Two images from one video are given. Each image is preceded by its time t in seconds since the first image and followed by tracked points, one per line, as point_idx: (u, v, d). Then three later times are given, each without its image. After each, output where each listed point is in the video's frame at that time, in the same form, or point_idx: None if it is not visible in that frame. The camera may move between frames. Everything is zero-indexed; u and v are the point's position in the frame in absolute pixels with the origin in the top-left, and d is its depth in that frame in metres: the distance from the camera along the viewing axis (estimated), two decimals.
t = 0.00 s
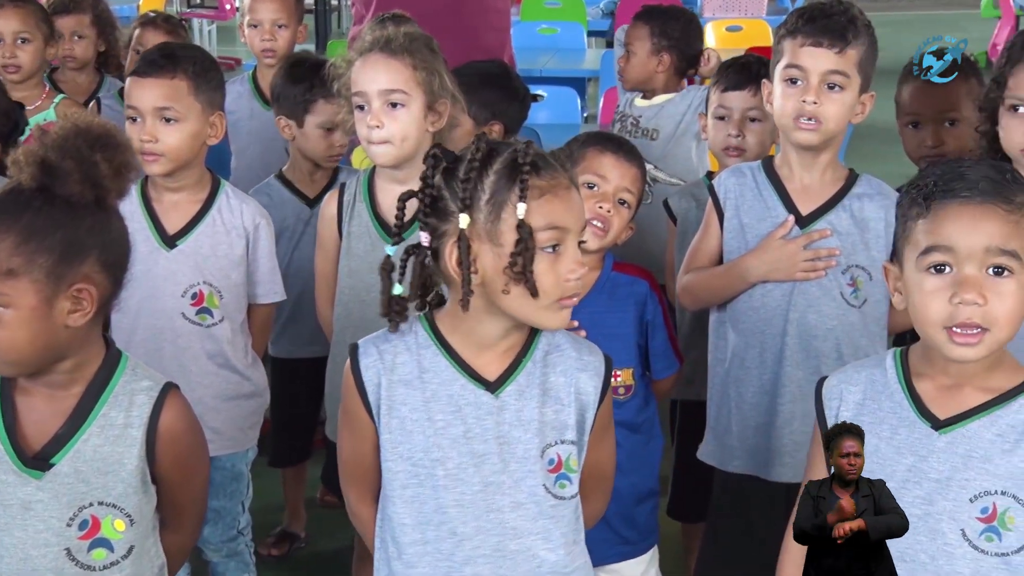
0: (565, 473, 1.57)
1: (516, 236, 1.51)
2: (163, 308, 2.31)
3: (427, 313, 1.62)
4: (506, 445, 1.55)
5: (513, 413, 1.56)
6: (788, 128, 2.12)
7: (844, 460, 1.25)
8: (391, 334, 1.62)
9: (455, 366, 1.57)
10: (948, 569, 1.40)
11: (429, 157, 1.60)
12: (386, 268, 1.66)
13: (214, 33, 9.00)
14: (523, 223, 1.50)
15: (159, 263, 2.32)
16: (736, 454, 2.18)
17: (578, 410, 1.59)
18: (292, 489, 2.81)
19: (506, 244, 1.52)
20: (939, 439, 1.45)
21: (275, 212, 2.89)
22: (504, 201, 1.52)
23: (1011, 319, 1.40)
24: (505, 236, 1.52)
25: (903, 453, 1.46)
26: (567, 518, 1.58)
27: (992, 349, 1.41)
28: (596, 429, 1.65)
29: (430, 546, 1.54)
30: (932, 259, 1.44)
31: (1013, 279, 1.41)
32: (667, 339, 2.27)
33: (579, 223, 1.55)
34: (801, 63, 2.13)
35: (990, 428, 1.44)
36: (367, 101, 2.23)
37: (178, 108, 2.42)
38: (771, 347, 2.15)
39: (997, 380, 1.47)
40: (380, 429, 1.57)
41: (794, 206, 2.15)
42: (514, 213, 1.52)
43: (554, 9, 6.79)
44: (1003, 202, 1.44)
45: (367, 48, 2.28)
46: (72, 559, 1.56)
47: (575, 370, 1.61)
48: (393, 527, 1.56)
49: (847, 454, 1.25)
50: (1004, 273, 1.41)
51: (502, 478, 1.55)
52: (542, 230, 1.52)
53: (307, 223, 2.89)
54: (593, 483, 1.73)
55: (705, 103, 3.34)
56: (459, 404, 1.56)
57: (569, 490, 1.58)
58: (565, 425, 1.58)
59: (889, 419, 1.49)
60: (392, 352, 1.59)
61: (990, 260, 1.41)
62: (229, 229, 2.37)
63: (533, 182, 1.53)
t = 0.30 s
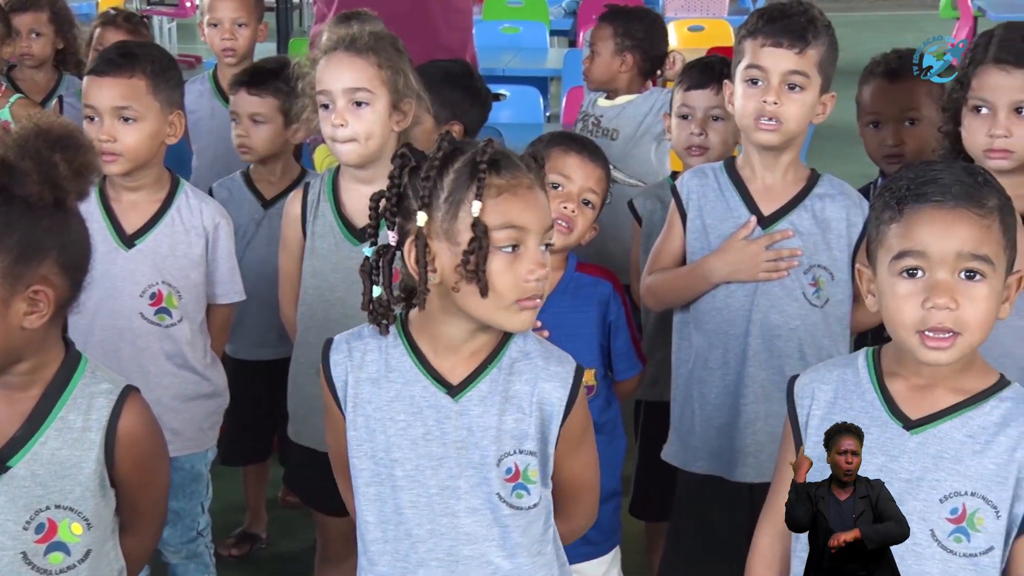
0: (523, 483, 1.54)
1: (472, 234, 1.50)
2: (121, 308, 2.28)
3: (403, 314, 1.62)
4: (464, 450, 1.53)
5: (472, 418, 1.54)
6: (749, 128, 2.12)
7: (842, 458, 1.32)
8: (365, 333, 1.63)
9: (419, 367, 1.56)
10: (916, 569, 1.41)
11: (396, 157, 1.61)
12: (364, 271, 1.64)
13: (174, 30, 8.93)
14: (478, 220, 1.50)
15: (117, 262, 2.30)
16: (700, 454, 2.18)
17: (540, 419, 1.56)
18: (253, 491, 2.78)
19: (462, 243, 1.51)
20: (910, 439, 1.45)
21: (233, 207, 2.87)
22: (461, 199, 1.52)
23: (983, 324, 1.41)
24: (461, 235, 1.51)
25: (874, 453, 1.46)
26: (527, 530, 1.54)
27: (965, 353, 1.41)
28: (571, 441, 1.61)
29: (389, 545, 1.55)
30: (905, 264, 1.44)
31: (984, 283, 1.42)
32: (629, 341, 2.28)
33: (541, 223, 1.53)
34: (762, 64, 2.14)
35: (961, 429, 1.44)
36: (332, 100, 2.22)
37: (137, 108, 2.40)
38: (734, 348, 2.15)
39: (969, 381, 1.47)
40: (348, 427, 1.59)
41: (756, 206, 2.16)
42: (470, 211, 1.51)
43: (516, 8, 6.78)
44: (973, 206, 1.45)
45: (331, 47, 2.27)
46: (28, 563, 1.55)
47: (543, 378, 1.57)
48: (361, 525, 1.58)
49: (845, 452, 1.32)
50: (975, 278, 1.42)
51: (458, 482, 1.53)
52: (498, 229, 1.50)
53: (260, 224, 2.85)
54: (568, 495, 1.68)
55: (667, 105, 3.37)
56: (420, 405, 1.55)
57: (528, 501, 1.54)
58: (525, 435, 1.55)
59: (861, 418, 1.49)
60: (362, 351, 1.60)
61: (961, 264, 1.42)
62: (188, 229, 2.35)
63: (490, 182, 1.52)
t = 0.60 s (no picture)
0: (523, 486, 1.54)
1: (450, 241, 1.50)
2: (93, 310, 2.27)
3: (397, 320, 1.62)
4: (462, 453, 1.53)
5: (468, 421, 1.54)
6: (723, 127, 2.12)
7: (844, 457, 1.44)
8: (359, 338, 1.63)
9: (415, 371, 1.56)
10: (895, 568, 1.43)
11: (377, 162, 1.62)
12: (350, 276, 1.65)
13: (145, 30, 8.87)
14: (455, 228, 1.50)
15: (89, 264, 2.28)
16: (676, 455, 2.17)
17: (540, 420, 1.56)
18: (228, 494, 2.77)
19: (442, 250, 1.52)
20: (890, 438, 1.46)
21: (206, 210, 2.88)
22: (439, 206, 1.52)
23: (958, 319, 1.41)
24: (441, 242, 1.52)
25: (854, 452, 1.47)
26: (525, 533, 1.54)
27: (941, 349, 1.42)
28: (571, 438, 1.61)
29: (387, 550, 1.55)
30: (879, 260, 1.45)
31: (959, 278, 1.42)
32: (605, 341, 2.28)
33: (523, 225, 1.52)
34: (735, 63, 2.14)
35: (941, 428, 1.44)
36: (307, 101, 2.20)
37: (110, 109, 2.37)
38: (709, 348, 2.15)
39: (950, 380, 1.46)
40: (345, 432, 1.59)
41: (731, 207, 2.16)
42: (447, 218, 1.51)
43: (489, 8, 6.77)
44: (947, 201, 1.45)
45: (304, 48, 2.26)
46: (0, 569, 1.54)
47: (542, 380, 1.57)
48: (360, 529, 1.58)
49: (847, 451, 1.44)
50: (949, 273, 1.42)
51: (455, 486, 1.53)
52: (477, 235, 1.50)
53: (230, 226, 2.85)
54: (567, 493, 1.69)
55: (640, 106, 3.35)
56: (416, 410, 1.55)
57: (527, 504, 1.54)
58: (525, 437, 1.55)
59: (841, 418, 1.50)
60: (357, 356, 1.61)
61: (935, 260, 1.43)
62: (161, 230, 2.34)
63: (468, 187, 1.52)
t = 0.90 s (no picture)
0: (519, 474, 1.57)
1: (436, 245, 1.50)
2: (67, 312, 2.25)
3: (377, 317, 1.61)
4: (458, 447, 1.55)
5: (465, 415, 1.55)
6: (695, 129, 2.13)
7: (852, 454, 1.27)
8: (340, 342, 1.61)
9: (405, 371, 1.56)
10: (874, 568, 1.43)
11: (347, 167, 1.61)
12: (320, 282, 1.66)
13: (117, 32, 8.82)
14: (441, 232, 1.50)
15: (64, 266, 2.27)
16: (652, 457, 2.17)
17: (537, 406, 1.59)
18: (202, 498, 2.75)
19: (428, 253, 1.52)
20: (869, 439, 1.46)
21: (191, 212, 2.90)
22: (423, 209, 1.51)
23: (933, 317, 1.42)
24: (427, 245, 1.52)
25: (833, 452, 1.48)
26: (519, 520, 1.58)
27: (914, 348, 1.42)
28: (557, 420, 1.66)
29: (383, 547, 1.55)
30: (853, 262, 1.45)
31: (931, 278, 1.43)
32: (585, 343, 2.27)
33: (503, 221, 1.54)
34: (707, 65, 2.14)
35: (920, 428, 1.45)
36: (282, 105, 2.20)
37: (85, 110, 2.36)
38: (685, 350, 2.15)
39: (927, 380, 1.46)
40: (337, 436, 1.57)
41: (705, 207, 2.16)
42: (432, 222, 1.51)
43: (463, 9, 6.76)
44: (918, 202, 1.46)
45: (277, 51, 2.25)
46: None
47: (532, 367, 1.60)
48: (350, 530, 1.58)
49: (854, 448, 1.27)
50: (921, 273, 1.43)
51: (452, 480, 1.55)
52: (462, 237, 1.51)
53: (220, 227, 2.90)
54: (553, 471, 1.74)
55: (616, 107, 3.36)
56: (411, 408, 1.55)
57: (522, 491, 1.58)
58: (520, 424, 1.58)
59: (821, 419, 1.50)
60: (343, 361, 1.58)
61: (907, 260, 1.43)
62: (137, 232, 2.32)
63: (450, 189, 1.52)
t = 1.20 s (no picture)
0: (483, 484, 1.57)
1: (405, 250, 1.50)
2: (46, 317, 2.24)
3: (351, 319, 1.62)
4: (420, 455, 1.54)
5: (428, 422, 1.55)
6: (669, 134, 2.13)
7: (856, 454, 1.36)
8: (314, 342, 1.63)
9: (373, 375, 1.56)
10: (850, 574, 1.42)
11: (329, 165, 1.59)
12: (299, 279, 1.65)
13: (91, 37, 8.78)
14: (411, 237, 1.50)
15: (43, 271, 2.26)
16: (629, 464, 2.18)
17: (503, 417, 1.58)
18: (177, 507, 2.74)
19: (398, 257, 1.51)
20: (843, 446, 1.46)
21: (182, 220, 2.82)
22: (394, 212, 1.52)
23: (871, 319, 1.42)
24: (396, 250, 1.51)
25: (808, 460, 1.47)
26: (483, 531, 1.57)
27: (850, 349, 1.43)
28: (529, 432, 1.64)
29: (343, 554, 1.55)
30: (800, 259, 1.45)
31: (871, 282, 1.42)
32: (564, 351, 2.28)
33: (476, 230, 1.53)
34: (678, 70, 2.14)
35: (893, 434, 1.45)
36: (255, 111, 2.20)
37: (65, 116, 2.33)
38: (664, 356, 2.15)
39: (898, 384, 1.48)
40: (302, 436, 1.58)
41: (681, 212, 2.16)
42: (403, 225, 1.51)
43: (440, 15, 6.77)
44: (869, 206, 1.45)
45: (249, 57, 2.25)
46: None
47: (501, 376, 1.59)
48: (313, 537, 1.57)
49: (858, 449, 1.36)
50: (861, 277, 1.43)
51: (413, 487, 1.54)
52: (432, 244, 1.50)
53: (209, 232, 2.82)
54: (526, 485, 1.71)
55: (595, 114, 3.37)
56: (375, 413, 1.56)
57: (485, 501, 1.57)
58: (485, 434, 1.57)
59: (795, 426, 1.49)
60: (313, 361, 1.59)
61: (848, 263, 1.43)
62: (116, 238, 2.31)
63: (422, 195, 1.52)
